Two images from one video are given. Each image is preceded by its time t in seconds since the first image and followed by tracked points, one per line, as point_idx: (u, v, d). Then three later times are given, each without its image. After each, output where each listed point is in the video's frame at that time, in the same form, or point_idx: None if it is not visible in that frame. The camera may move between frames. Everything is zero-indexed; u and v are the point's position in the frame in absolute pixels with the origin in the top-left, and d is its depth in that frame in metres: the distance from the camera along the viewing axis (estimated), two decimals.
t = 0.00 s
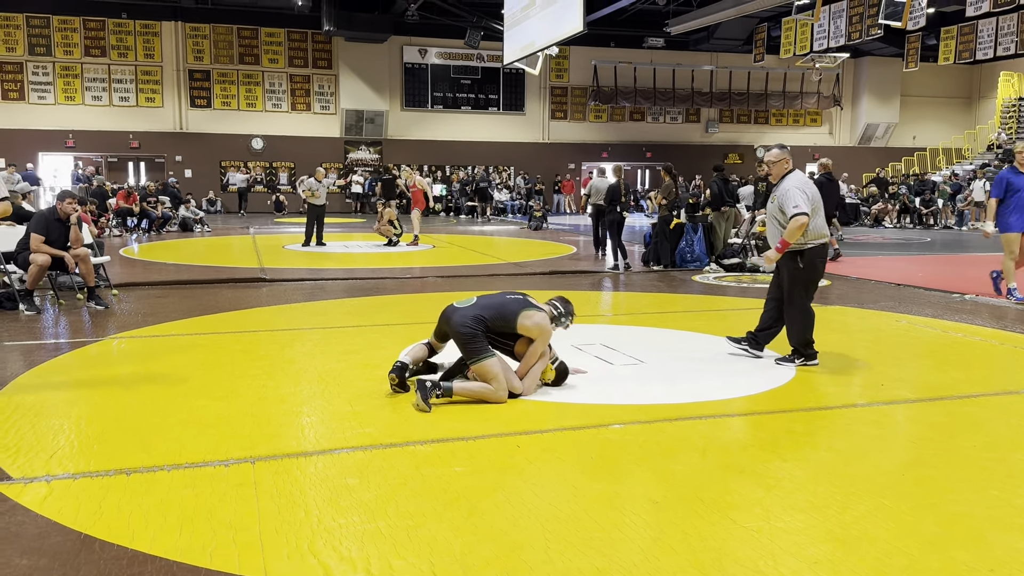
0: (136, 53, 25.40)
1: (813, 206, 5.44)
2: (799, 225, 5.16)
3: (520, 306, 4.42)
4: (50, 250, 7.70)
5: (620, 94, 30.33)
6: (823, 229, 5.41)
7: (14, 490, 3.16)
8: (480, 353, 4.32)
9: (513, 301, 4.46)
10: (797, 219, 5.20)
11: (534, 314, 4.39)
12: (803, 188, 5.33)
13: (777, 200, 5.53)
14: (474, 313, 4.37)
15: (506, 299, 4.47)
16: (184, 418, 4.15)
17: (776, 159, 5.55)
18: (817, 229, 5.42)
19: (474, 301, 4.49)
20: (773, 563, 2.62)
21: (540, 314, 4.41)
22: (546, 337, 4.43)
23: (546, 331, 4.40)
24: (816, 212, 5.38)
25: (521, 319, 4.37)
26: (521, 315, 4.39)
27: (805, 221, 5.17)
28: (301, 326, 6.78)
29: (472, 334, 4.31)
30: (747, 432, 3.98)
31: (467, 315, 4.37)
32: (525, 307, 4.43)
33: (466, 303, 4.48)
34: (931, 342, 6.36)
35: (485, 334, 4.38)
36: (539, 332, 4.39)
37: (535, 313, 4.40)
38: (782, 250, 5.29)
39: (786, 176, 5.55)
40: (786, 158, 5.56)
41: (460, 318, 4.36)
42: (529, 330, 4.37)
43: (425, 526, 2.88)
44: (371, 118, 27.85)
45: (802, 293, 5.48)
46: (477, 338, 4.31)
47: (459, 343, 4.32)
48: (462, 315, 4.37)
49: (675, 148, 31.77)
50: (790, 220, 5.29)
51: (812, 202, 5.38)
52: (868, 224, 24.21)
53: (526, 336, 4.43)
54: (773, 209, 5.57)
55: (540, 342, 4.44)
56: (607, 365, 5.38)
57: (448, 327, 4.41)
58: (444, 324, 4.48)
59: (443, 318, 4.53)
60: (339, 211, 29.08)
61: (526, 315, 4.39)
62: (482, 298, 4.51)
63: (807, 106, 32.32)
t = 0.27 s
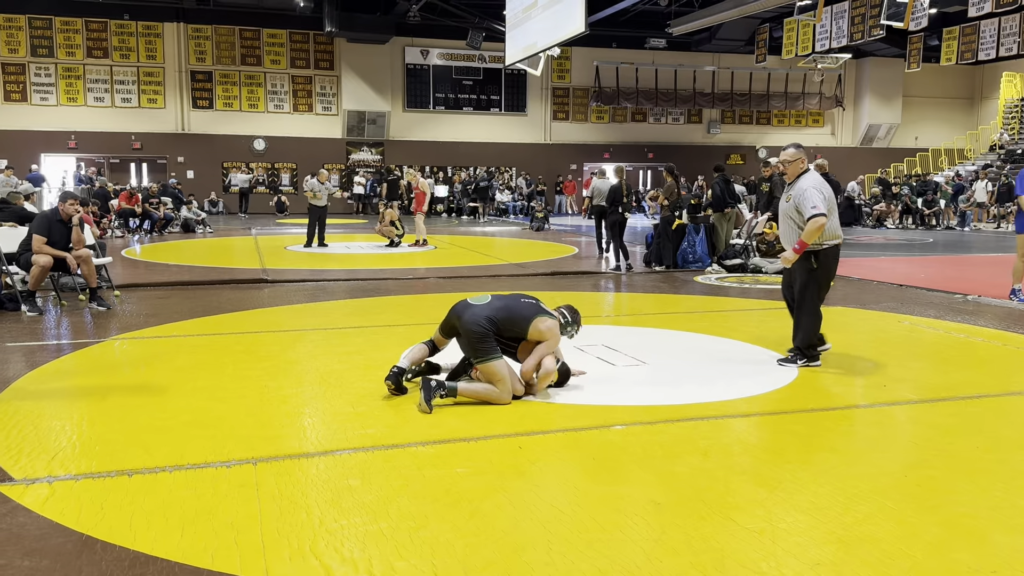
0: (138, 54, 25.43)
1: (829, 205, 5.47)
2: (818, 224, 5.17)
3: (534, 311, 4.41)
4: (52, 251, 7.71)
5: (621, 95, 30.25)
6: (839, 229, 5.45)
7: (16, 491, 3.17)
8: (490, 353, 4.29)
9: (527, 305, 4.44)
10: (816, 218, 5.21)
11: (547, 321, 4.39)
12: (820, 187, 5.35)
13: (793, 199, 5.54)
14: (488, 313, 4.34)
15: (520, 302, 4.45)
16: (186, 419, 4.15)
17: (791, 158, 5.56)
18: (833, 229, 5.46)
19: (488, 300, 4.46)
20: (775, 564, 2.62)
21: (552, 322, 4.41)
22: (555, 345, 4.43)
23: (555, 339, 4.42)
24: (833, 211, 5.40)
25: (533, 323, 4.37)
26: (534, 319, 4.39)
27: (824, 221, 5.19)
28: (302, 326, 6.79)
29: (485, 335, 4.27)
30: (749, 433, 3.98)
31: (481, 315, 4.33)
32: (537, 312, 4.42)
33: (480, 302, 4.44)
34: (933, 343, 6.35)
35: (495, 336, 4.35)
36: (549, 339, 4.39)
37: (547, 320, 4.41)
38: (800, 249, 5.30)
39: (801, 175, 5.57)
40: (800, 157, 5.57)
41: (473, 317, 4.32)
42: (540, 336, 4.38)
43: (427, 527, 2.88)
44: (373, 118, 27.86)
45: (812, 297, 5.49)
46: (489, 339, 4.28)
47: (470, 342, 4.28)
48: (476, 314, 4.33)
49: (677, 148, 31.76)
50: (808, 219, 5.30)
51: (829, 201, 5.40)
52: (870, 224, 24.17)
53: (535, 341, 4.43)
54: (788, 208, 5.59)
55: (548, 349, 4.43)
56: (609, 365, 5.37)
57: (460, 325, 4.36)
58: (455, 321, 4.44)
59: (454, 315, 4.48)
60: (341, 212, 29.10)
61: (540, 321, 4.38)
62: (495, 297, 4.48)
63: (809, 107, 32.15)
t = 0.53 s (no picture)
0: (140, 55, 25.46)
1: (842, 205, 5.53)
2: (840, 226, 5.24)
3: (525, 307, 4.39)
4: (54, 251, 7.70)
5: (624, 95, 30.23)
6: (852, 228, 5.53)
7: (18, 491, 3.17)
8: (486, 353, 4.33)
9: (518, 303, 4.43)
10: (837, 220, 5.27)
11: (539, 315, 4.36)
12: (839, 187, 5.40)
13: (809, 199, 5.56)
14: (480, 314, 4.36)
15: (511, 299, 4.45)
16: (188, 419, 4.16)
17: (808, 159, 5.51)
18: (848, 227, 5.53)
19: (480, 301, 4.48)
20: (778, 565, 2.61)
21: (546, 315, 4.37)
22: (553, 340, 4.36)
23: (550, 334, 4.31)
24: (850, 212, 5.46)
25: (525, 319, 4.35)
26: (526, 315, 4.37)
27: (846, 222, 5.25)
28: (304, 327, 6.79)
29: (478, 336, 4.31)
30: (751, 433, 3.97)
31: (473, 317, 4.36)
32: (529, 309, 4.40)
33: (472, 303, 4.47)
34: (936, 343, 6.33)
35: (491, 336, 4.38)
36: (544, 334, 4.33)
37: (541, 314, 4.37)
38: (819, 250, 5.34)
39: (816, 175, 5.56)
40: (817, 157, 5.53)
41: (466, 319, 4.35)
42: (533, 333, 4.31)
43: (429, 528, 2.88)
44: (375, 119, 27.92)
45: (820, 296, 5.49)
46: (483, 339, 4.32)
47: (466, 343, 4.32)
48: (468, 317, 4.37)
49: (680, 148, 31.74)
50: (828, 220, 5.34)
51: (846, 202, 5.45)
52: (873, 225, 24.13)
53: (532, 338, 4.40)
54: (804, 208, 5.59)
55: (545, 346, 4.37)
56: (611, 365, 5.37)
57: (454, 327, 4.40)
58: (449, 324, 4.48)
59: (448, 318, 4.51)
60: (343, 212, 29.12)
61: (532, 316, 4.36)
62: (487, 298, 4.49)
63: (811, 107, 32.16)
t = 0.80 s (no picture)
0: (143, 54, 25.48)
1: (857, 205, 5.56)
2: (857, 223, 5.24)
3: (502, 310, 4.30)
4: (57, 250, 7.72)
5: (626, 94, 30.22)
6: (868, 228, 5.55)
7: (21, 490, 3.17)
8: (476, 364, 4.34)
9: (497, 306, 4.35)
10: (854, 218, 5.28)
11: (516, 316, 4.25)
12: (853, 186, 5.41)
13: (824, 199, 5.56)
14: (458, 327, 4.35)
15: (488, 302, 4.39)
16: (191, 418, 4.16)
17: (820, 159, 5.56)
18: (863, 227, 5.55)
19: (459, 309, 4.45)
20: (781, 565, 2.60)
21: (523, 315, 4.25)
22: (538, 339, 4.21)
23: (536, 332, 4.20)
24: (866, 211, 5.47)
25: (502, 322, 4.27)
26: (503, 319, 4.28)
27: (861, 220, 5.26)
28: (307, 326, 6.80)
29: (460, 348, 4.32)
30: (754, 433, 3.97)
31: (451, 330, 4.37)
32: (507, 310, 4.30)
33: (450, 315, 4.47)
34: (939, 343, 6.31)
35: (476, 343, 4.37)
36: (525, 332, 4.22)
37: (518, 313, 4.26)
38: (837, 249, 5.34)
39: (830, 175, 5.60)
40: (830, 157, 5.58)
41: (444, 333, 4.37)
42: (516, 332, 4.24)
43: (432, 527, 2.88)
44: (378, 118, 28.01)
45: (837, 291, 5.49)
46: (468, 351, 4.32)
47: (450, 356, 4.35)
48: (446, 331, 4.38)
49: (682, 148, 31.72)
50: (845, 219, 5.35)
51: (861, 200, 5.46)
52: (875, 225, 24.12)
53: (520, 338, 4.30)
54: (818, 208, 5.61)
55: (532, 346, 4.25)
56: (614, 365, 5.37)
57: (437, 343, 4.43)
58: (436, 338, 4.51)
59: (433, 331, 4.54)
60: (345, 212, 29.15)
61: (510, 318, 4.26)
62: (466, 305, 4.47)
63: (814, 106, 32.15)
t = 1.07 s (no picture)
0: (148, 53, 25.52)
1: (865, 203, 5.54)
2: (863, 221, 5.24)
3: (466, 311, 4.33)
4: (62, 248, 7.74)
5: (630, 93, 30.27)
6: (875, 227, 5.54)
7: (26, 488, 3.18)
8: (465, 369, 4.32)
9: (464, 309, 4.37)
10: (860, 216, 5.27)
11: (481, 311, 4.28)
12: (861, 184, 5.40)
13: (832, 197, 5.56)
14: (432, 338, 4.34)
15: (454, 307, 4.41)
16: (195, 416, 4.17)
17: (830, 157, 5.55)
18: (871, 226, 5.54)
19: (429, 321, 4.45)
20: (785, 564, 2.60)
21: (488, 308, 4.27)
22: (510, 325, 4.21)
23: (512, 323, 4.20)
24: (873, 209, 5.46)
25: (469, 321, 4.29)
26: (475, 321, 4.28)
27: (868, 219, 5.25)
28: (310, 325, 6.80)
29: (442, 357, 4.31)
30: (758, 432, 3.96)
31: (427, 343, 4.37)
32: (472, 309, 4.33)
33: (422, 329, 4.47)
34: (944, 342, 6.29)
35: (457, 350, 4.36)
36: (496, 322, 4.24)
37: (482, 309, 4.29)
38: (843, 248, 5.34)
39: (839, 174, 5.59)
40: (839, 155, 5.57)
41: (422, 348, 4.37)
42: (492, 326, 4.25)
43: (435, 525, 2.88)
44: (381, 117, 27.92)
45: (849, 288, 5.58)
46: (453, 360, 4.31)
47: (434, 368, 4.33)
48: (423, 344, 4.38)
49: (686, 147, 31.69)
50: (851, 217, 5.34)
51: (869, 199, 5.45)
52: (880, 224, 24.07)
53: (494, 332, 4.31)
54: (826, 207, 5.61)
55: (507, 334, 4.25)
56: (617, 364, 5.37)
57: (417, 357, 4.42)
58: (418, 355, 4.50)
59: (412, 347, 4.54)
60: (348, 211, 29.16)
61: (476, 316, 4.29)
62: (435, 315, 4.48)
63: (818, 105, 32.12)
